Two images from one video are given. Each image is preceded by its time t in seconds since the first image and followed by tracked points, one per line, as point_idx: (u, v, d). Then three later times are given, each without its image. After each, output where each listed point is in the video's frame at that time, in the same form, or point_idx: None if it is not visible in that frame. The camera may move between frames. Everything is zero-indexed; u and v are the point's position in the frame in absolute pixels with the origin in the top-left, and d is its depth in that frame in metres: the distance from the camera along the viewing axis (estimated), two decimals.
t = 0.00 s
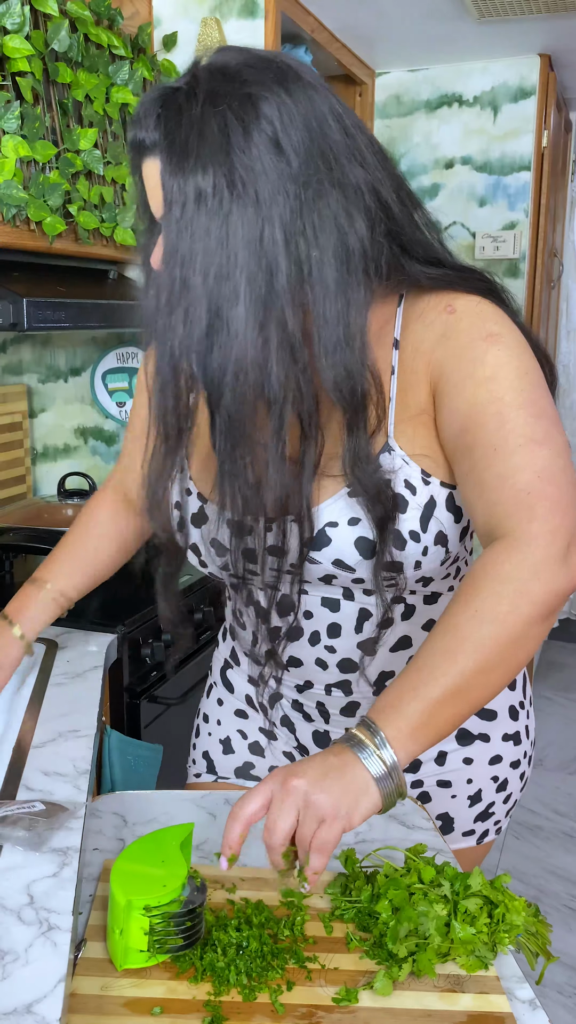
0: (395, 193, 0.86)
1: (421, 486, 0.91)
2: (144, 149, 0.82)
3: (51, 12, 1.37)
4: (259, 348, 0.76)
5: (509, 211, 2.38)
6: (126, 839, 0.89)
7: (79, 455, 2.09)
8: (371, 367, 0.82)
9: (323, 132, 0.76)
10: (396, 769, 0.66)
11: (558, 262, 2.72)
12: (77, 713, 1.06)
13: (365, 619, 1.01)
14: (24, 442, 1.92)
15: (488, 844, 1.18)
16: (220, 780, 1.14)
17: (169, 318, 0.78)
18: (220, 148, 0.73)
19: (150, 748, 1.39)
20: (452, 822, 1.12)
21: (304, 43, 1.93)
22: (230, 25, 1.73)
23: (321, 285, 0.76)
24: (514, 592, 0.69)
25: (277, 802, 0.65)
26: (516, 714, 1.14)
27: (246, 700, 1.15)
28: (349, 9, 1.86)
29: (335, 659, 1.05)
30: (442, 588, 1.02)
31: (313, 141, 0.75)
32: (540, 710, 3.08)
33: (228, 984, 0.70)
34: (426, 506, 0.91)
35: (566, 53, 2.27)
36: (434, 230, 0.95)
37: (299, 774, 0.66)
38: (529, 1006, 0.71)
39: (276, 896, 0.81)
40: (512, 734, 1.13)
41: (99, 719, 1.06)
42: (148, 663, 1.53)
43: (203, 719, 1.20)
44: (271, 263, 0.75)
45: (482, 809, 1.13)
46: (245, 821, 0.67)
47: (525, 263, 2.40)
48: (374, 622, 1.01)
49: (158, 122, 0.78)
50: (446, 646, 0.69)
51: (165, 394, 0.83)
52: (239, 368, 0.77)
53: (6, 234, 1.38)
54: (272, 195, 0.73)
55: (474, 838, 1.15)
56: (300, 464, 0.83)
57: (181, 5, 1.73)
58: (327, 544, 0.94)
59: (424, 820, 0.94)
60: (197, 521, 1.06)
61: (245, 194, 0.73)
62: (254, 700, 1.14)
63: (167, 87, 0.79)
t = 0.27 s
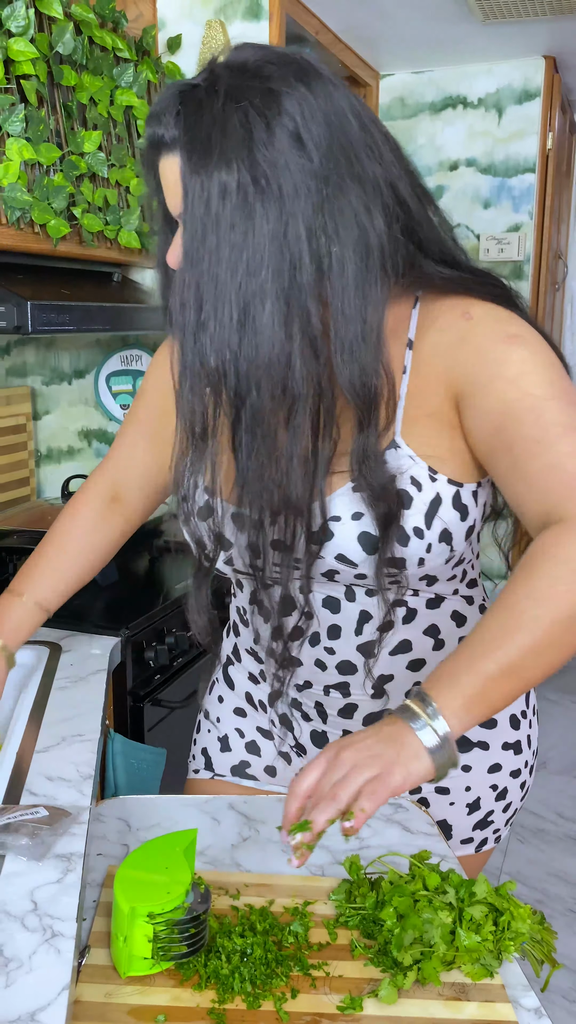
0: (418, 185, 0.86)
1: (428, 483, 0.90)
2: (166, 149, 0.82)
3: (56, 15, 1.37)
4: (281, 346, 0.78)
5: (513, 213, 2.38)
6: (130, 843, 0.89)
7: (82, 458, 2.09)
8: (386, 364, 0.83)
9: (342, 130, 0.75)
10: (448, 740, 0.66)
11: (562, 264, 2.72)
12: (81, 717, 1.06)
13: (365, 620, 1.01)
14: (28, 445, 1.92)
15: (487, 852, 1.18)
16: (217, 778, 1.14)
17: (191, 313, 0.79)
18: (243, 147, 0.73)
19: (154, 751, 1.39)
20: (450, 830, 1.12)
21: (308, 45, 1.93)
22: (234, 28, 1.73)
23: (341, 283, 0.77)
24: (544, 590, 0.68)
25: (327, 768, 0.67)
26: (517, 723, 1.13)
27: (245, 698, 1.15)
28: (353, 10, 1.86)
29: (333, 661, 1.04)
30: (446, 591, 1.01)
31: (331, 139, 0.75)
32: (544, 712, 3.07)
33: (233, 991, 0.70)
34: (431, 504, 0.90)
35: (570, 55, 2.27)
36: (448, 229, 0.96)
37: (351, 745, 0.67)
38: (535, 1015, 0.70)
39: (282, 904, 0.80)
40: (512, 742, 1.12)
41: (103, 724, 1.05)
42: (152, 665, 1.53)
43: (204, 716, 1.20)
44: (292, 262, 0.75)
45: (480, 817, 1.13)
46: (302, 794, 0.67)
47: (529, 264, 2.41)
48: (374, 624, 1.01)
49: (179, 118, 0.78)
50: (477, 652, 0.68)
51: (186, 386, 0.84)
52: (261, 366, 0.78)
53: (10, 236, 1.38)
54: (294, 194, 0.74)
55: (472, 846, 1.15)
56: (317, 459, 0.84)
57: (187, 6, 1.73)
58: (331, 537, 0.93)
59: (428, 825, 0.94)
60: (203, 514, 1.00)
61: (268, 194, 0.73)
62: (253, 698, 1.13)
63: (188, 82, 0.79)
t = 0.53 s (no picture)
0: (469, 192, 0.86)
1: (458, 492, 0.91)
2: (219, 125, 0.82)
3: (63, 20, 1.37)
4: (333, 330, 0.76)
5: (518, 216, 2.38)
6: (137, 849, 0.89)
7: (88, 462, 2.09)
8: (431, 356, 0.82)
9: (404, 125, 0.76)
10: (444, 755, 0.71)
11: (567, 268, 2.72)
12: (88, 722, 1.06)
13: (374, 625, 1.01)
14: (33, 449, 1.92)
15: (488, 849, 1.18)
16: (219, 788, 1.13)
17: (242, 294, 0.77)
18: (309, 129, 0.73)
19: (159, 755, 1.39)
20: (453, 830, 1.12)
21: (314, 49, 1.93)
22: (239, 31, 1.73)
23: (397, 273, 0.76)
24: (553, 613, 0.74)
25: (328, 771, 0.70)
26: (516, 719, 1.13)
27: (243, 708, 1.15)
28: (359, 14, 1.86)
29: (340, 663, 1.04)
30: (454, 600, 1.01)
31: (394, 131, 0.75)
32: (549, 717, 3.06)
33: (240, 1000, 0.70)
34: (459, 513, 0.91)
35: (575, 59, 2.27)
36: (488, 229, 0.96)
37: (353, 755, 0.70)
38: None
39: (291, 911, 0.80)
40: (511, 740, 1.12)
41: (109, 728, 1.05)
42: (157, 670, 1.52)
43: (200, 728, 1.20)
44: (350, 247, 0.74)
45: (482, 815, 1.13)
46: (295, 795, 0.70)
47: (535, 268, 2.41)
48: (382, 628, 1.01)
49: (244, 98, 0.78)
50: (502, 658, 0.72)
51: (229, 370, 0.81)
52: (312, 349, 0.77)
53: (16, 240, 1.38)
54: (357, 175, 0.73)
55: (475, 845, 1.15)
56: (362, 451, 0.82)
57: (191, 11, 1.75)
58: (357, 535, 0.93)
59: (436, 832, 0.94)
60: (222, 493, 1.03)
61: (331, 176, 0.73)
62: (253, 706, 1.14)
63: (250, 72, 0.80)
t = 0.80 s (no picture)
0: (521, 206, 0.89)
1: (483, 501, 0.92)
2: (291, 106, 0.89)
3: (67, 23, 1.38)
4: (387, 310, 0.76)
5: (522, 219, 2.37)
6: (141, 854, 0.88)
7: (92, 464, 2.09)
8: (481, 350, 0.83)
9: (468, 127, 0.78)
10: (423, 766, 0.71)
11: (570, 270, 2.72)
12: (92, 725, 1.06)
13: (379, 625, 1.02)
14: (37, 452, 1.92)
15: (483, 845, 1.18)
16: (213, 791, 1.13)
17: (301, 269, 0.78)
18: (379, 112, 0.75)
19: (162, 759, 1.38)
20: (449, 829, 1.12)
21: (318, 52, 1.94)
22: (243, 34, 1.73)
23: (453, 262, 0.77)
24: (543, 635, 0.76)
25: (310, 792, 0.67)
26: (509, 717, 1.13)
27: (240, 708, 1.15)
28: (363, 17, 1.87)
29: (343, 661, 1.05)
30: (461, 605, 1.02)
31: (456, 127, 0.77)
32: (553, 720, 3.06)
33: (245, 1006, 0.70)
34: (481, 523, 0.93)
35: None
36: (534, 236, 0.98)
37: (337, 770, 0.68)
38: None
39: (295, 916, 0.80)
40: (506, 738, 1.13)
41: (113, 732, 1.05)
42: (161, 673, 1.52)
43: (194, 730, 1.20)
44: (409, 230, 0.75)
45: (478, 813, 1.13)
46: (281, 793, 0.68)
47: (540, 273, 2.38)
48: (388, 628, 1.02)
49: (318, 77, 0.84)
50: (500, 663, 0.75)
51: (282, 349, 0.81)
52: (367, 326, 0.76)
53: (20, 243, 1.38)
54: (422, 159, 0.75)
55: (471, 843, 1.15)
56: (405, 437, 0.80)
57: (195, 14, 1.75)
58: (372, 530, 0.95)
59: (441, 837, 0.93)
60: (244, 476, 1.04)
61: (397, 159, 0.75)
62: (250, 706, 1.14)
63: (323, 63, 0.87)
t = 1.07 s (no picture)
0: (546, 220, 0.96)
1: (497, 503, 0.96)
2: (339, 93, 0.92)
3: (69, 27, 1.38)
4: (447, 306, 0.83)
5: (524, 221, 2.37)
6: (143, 858, 0.88)
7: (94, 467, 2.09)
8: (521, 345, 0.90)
9: (514, 140, 0.86)
10: (440, 762, 0.70)
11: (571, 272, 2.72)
12: (95, 729, 1.06)
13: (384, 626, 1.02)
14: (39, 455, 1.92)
15: (484, 849, 1.17)
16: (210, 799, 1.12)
17: (364, 260, 0.83)
18: (440, 112, 0.81)
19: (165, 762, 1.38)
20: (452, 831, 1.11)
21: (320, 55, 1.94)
22: (245, 37, 1.74)
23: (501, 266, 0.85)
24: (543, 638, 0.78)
25: (329, 800, 0.65)
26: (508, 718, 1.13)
27: (238, 715, 1.14)
28: (365, 21, 1.87)
29: (346, 663, 1.06)
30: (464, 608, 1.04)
31: (506, 139, 0.84)
32: (556, 723, 3.05)
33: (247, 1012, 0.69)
34: (496, 522, 0.96)
35: None
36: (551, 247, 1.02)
37: (355, 774, 0.67)
38: None
39: (298, 921, 0.79)
40: (506, 740, 1.13)
41: (116, 735, 1.05)
42: (163, 676, 1.52)
43: (191, 737, 1.19)
44: (469, 231, 0.82)
45: (480, 816, 1.13)
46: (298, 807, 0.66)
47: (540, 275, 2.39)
48: (392, 630, 1.03)
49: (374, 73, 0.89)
50: (505, 664, 0.76)
51: (341, 334, 0.85)
52: (425, 312, 0.82)
53: (22, 247, 1.38)
54: (478, 163, 0.82)
55: (473, 845, 1.14)
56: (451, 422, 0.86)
57: (197, 18, 1.76)
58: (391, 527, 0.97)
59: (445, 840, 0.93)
60: (256, 475, 1.04)
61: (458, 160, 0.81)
62: (250, 713, 1.13)
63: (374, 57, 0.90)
